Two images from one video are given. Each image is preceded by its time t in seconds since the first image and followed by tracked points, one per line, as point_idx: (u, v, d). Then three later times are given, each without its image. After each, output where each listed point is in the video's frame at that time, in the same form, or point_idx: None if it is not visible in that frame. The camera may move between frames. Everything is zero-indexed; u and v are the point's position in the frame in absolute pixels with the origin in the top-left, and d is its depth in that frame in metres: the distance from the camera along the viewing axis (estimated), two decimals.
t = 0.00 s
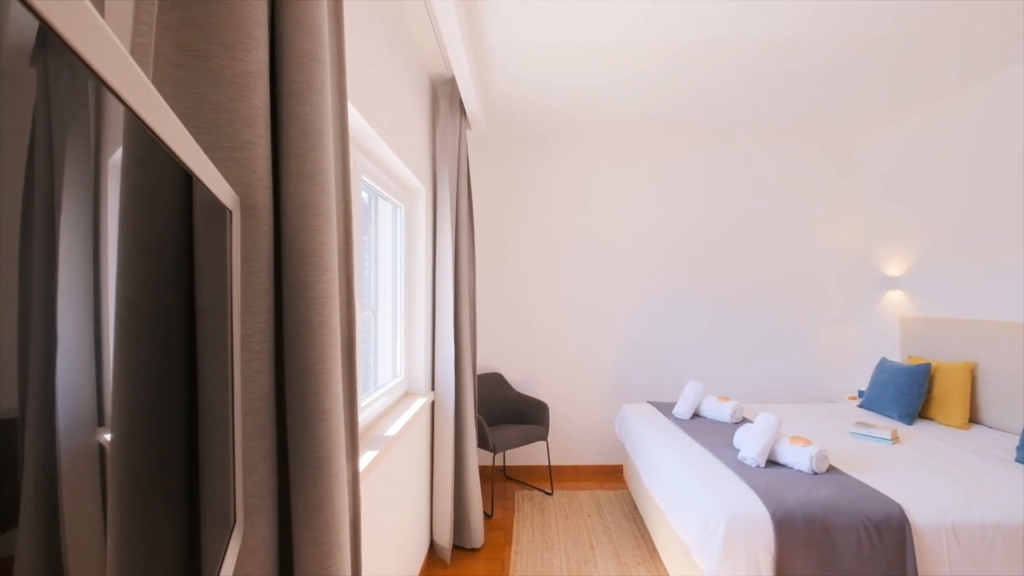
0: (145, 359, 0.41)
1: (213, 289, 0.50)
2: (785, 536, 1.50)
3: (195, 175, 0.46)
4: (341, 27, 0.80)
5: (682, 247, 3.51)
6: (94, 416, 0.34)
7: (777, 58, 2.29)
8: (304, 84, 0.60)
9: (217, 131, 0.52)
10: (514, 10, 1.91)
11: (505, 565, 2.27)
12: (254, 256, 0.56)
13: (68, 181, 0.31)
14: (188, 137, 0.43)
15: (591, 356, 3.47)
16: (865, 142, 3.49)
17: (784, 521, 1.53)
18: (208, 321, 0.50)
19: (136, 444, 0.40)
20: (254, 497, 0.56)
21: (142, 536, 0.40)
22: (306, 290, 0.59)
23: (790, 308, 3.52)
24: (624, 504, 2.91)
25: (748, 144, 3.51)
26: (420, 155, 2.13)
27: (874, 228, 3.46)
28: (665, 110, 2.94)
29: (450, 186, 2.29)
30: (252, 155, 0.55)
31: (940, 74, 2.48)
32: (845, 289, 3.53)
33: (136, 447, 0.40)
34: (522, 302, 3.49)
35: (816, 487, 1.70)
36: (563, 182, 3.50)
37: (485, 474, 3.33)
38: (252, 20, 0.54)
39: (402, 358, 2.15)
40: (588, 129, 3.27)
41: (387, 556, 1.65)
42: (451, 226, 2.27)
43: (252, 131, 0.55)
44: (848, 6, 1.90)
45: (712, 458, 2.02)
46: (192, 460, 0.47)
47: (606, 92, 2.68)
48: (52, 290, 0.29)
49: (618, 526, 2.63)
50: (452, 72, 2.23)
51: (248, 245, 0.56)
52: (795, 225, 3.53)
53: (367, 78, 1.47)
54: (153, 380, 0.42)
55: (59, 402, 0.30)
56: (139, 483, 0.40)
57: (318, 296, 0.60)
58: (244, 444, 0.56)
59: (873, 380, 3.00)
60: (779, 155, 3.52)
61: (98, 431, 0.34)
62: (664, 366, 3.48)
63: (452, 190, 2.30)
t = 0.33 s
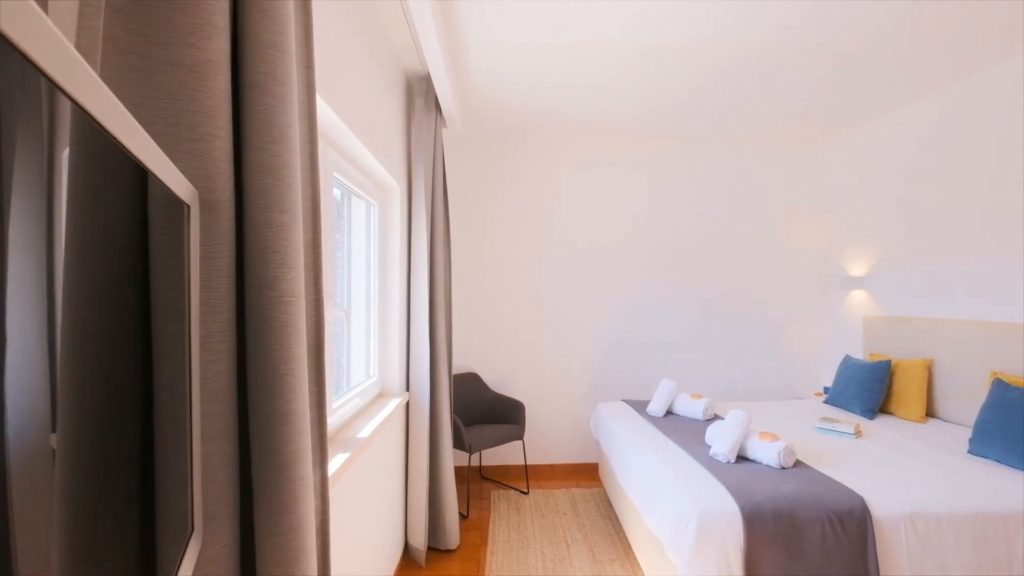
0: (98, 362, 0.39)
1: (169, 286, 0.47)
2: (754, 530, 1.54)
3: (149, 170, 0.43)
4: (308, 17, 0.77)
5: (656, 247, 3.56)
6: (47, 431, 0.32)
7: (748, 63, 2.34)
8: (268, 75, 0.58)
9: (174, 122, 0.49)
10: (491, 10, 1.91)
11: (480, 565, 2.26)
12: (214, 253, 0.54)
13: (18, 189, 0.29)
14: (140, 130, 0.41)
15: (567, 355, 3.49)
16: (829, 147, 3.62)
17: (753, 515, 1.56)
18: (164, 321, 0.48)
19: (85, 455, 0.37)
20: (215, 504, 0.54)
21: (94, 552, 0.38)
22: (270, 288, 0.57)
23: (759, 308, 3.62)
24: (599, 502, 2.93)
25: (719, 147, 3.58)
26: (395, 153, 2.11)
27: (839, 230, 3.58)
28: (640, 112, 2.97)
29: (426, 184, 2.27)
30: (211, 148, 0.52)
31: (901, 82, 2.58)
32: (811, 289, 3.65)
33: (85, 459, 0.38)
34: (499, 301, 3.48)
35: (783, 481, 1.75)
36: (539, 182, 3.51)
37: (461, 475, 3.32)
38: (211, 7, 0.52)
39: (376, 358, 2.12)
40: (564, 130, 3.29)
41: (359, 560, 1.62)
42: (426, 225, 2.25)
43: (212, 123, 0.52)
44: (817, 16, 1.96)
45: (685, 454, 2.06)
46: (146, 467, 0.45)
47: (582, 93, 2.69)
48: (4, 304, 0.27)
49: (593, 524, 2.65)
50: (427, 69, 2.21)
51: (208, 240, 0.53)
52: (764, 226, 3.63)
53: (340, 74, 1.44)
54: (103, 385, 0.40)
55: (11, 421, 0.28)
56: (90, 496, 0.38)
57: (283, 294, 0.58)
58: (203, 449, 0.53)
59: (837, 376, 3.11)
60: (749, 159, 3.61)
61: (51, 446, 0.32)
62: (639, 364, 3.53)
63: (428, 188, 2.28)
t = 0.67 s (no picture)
0: (34, 371, 0.37)
1: (112, 287, 0.45)
2: (721, 523, 1.58)
3: (90, 166, 0.41)
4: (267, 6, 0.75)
5: (629, 247, 3.61)
6: None
7: (718, 65, 2.39)
8: (221, 65, 0.56)
9: (117, 112, 0.47)
10: (464, 10, 1.91)
11: (453, 567, 2.24)
12: (161, 249, 0.52)
13: None
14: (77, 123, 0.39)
15: (542, 355, 3.50)
16: (794, 151, 3.74)
17: (720, 510, 1.60)
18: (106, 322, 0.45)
19: (21, 474, 0.35)
20: (161, 513, 0.52)
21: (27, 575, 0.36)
22: (222, 286, 0.55)
23: (728, 307, 3.71)
24: (573, 501, 2.95)
25: (690, 149, 3.65)
26: (366, 150, 2.07)
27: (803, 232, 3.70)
28: (616, 113, 3.00)
29: (399, 183, 2.24)
30: (158, 138, 0.50)
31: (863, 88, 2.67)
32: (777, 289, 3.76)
33: (22, 478, 0.35)
34: (474, 301, 3.46)
35: (750, 476, 1.79)
36: (514, 182, 3.51)
37: (434, 476, 3.29)
38: None
39: (347, 360, 2.08)
40: (539, 130, 3.30)
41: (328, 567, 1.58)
42: (399, 225, 2.23)
43: (159, 113, 0.50)
44: (789, 21, 2.02)
45: (656, 451, 2.09)
46: (86, 478, 0.42)
47: (559, 93, 2.71)
48: None
49: (567, 523, 2.67)
50: (399, 66, 2.18)
51: (154, 236, 0.51)
52: (732, 228, 3.73)
53: (311, 67, 1.41)
54: (39, 395, 0.37)
55: None
56: (24, 517, 0.35)
57: (238, 292, 0.56)
58: (148, 456, 0.51)
59: (802, 373, 3.20)
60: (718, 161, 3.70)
61: None
62: (613, 364, 3.57)
63: (400, 186, 2.25)
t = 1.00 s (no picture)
0: None
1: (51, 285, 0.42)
2: (691, 519, 1.60)
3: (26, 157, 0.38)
4: None
5: (604, 248, 3.65)
6: None
7: (691, 67, 2.43)
8: (175, 53, 0.53)
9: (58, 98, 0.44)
10: (438, 8, 1.89)
11: (427, 569, 2.22)
12: (108, 245, 0.49)
13: None
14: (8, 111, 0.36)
15: (517, 354, 3.50)
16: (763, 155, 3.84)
17: (691, 506, 1.63)
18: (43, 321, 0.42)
19: None
20: (107, 524, 0.49)
21: None
22: (175, 284, 0.52)
23: (700, 307, 3.78)
24: (548, 500, 2.96)
25: (663, 151, 3.72)
26: (337, 146, 2.03)
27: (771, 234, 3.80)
28: (591, 114, 3.02)
29: (371, 181, 2.21)
30: (104, 129, 0.47)
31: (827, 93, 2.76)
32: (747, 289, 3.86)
33: None
34: (449, 300, 3.44)
35: (719, 472, 1.83)
36: (490, 181, 3.50)
37: (409, 478, 3.25)
38: None
39: (318, 361, 2.03)
40: (515, 130, 3.30)
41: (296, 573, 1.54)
42: (372, 223, 2.19)
43: (106, 101, 0.47)
44: (760, 25, 2.07)
45: (628, 449, 2.12)
46: (20, 492, 0.39)
47: (534, 93, 2.71)
48: None
49: (541, 522, 2.67)
50: (372, 63, 2.15)
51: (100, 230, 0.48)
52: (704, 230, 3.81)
53: (278, 60, 1.36)
54: None
55: None
56: None
57: (193, 291, 0.54)
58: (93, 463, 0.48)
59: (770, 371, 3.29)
60: (690, 164, 3.77)
61: None
62: (588, 363, 3.60)
63: (372, 184, 2.22)
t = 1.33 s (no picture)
0: None
1: None
2: (665, 514, 1.63)
3: None
4: None
5: (579, 248, 3.68)
6: None
7: (665, 69, 2.46)
8: (136, 40, 0.51)
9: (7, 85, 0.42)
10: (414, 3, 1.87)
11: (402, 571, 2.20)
12: (64, 240, 0.46)
13: None
14: None
15: (494, 354, 3.50)
16: (734, 158, 3.94)
17: (665, 501, 1.65)
18: None
19: None
20: (64, 534, 0.46)
21: None
22: (137, 281, 0.50)
23: (673, 306, 3.86)
24: (525, 499, 2.97)
25: (637, 153, 3.78)
26: (310, 142, 1.98)
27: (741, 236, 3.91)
28: (569, 114, 3.04)
29: (345, 178, 2.17)
30: (61, 118, 0.45)
31: (795, 98, 2.84)
32: (718, 289, 3.96)
33: None
34: (425, 299, 3.41)
35: (693, 468, 1.87)
36: (467, 180, 3.49)
37: (383, 480, 3.21)
38: None
39: (289, 362, 1.98)
40: (492, 129, 3.29)
41: None
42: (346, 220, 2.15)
43: (61, 88, 0.45)
44: (732, 31, 2.11)
45: (604, 447, 2.14)
46: None
47: (512, 92, 2.71)
48: None
49: (518, 521, 2.68)
50: (347, 57, 2.11)
51: (55, 224, 0.45)
52: (677, 231, 3.88)
53: (249, 53, 1.33)
54: None
55: None
56: None
57: (156, 288, 0.51)
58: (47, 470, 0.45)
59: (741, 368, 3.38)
60: (663, 166, 3.85)
61: None
62: (564, 362, 3.62)
63: (347, 181, 2.18)
